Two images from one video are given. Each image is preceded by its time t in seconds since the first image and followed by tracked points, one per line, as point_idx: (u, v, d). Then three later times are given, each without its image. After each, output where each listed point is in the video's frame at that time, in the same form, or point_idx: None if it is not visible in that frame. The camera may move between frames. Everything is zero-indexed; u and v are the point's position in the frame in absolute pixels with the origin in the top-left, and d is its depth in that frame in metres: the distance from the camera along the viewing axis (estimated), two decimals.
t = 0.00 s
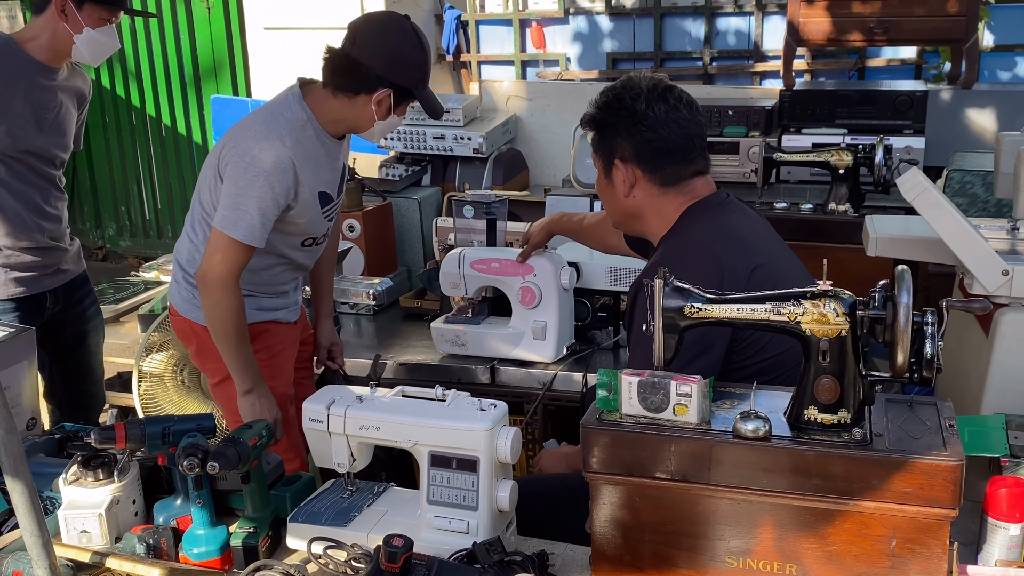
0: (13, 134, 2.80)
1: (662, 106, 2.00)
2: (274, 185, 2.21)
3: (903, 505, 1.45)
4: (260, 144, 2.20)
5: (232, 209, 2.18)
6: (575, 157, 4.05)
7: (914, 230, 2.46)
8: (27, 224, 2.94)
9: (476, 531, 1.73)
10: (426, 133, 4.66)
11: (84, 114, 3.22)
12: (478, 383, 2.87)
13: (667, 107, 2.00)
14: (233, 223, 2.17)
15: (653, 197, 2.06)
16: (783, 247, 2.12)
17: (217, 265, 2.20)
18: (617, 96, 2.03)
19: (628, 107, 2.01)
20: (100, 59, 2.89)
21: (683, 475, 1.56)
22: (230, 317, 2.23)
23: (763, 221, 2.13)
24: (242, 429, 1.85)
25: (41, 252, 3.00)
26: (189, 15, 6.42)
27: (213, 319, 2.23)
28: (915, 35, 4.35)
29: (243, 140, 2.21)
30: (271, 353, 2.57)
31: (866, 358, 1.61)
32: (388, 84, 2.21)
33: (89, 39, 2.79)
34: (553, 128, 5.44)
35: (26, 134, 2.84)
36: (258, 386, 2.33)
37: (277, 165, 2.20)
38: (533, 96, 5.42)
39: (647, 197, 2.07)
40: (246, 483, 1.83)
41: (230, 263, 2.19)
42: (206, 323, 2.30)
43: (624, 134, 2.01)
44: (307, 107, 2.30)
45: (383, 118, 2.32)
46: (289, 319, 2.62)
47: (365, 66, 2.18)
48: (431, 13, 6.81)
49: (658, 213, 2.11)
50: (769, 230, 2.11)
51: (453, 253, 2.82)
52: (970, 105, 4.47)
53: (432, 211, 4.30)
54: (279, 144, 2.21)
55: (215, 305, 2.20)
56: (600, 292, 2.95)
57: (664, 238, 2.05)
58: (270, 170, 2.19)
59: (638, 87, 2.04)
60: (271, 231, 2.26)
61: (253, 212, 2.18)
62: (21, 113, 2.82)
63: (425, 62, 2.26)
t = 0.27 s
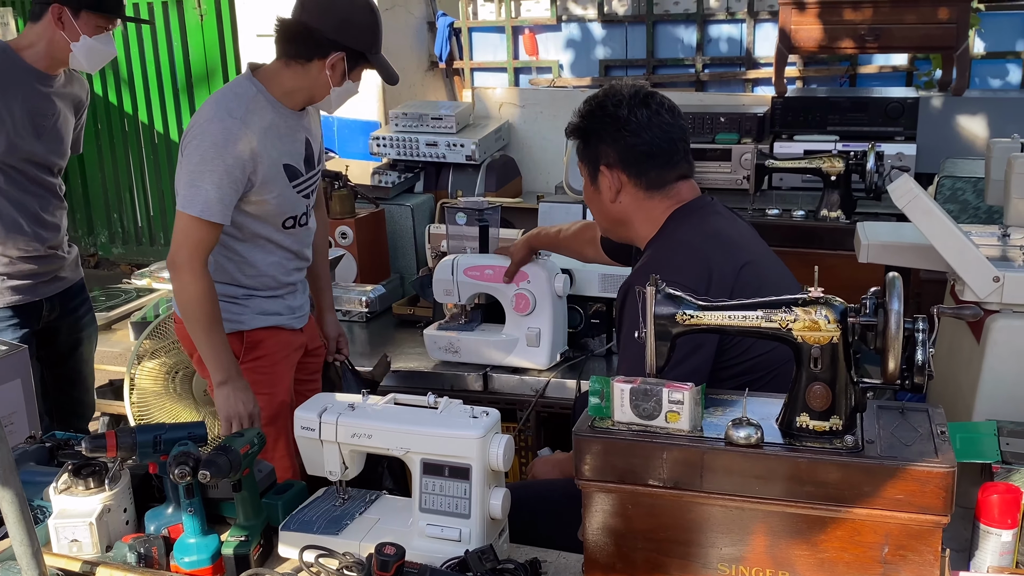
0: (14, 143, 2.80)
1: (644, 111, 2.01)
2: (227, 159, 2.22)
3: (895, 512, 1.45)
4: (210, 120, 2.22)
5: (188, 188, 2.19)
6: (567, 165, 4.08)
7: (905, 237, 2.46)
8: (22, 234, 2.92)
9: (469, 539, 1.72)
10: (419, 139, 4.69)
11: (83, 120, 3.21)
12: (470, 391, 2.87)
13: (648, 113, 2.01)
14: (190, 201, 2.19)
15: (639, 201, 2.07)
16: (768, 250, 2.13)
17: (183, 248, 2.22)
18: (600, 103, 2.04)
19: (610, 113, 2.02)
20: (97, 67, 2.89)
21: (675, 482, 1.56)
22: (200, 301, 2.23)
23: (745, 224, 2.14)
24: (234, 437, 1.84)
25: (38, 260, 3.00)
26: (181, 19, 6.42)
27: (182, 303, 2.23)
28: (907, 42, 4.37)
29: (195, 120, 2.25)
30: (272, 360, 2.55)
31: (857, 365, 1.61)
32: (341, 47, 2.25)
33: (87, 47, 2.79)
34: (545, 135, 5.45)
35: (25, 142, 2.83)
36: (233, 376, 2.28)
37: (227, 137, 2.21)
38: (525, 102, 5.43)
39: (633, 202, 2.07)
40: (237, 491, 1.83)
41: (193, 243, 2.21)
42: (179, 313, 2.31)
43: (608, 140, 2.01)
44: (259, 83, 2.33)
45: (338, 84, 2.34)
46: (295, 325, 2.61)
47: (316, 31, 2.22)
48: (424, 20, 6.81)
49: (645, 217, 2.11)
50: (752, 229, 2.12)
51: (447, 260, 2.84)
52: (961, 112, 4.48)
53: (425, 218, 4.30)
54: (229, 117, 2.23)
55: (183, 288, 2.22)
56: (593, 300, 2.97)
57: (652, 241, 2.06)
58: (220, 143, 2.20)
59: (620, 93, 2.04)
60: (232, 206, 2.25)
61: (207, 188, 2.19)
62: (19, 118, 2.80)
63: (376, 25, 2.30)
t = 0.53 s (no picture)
0: (3, 158, 2.79)
1: (635, 118, 2.01)
2: (207, 158, 2.21)
3: (889, 517, 1.45)
4: (187, 120, 2.23)
5: (171, 189, 2.20)
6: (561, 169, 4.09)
7: (899, 242, 2.47)
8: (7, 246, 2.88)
9: (463, 545, 1.72)
10: (413, 144, 4.70)
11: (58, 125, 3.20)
12: (464, 396, 2.89)
13: (639, 119, 2.01)
14: (174, 201, 2.19)
15: (632, 208, 2.07)
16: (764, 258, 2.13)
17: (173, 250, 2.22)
18: (591, 111, 2.04)
19: (601, 121, 2.02)
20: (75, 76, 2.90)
21: (669, 488, 1.56)
22: (193, 303, 2.23)
23: (742, 232, 2.15)
24: (228, 443, 1.84)
25: (22, 272, 2.96)
26: (175, 24, 6.43)
27: (175, 306, 2.23)
28: (900, 47, 4.39)
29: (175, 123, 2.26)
30: (269, 367, 2.54)
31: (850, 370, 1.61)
32: (315, 38, 2.27)
33: (65, 56, 2.80)
34: (540, 140, 5.45)
35: (7, 153, 2.81)
36: (229, 378, 2.26)
37: (205, 135, 2.21)
38: (520, 107, 5.43)
39: (626, 210, 2.08)
40: (232, 498, 1.82)
41: (180, 244, 2.20)
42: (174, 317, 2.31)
43: (600, 149, 2.02)
44: (236, 81, 2.34)
45: (315, 76, 2.35)
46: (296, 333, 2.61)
47: (290, 24, 2.24)
48: (419, 26, 6.83)
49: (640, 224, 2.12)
50: (747, 237, 2.13)
51: (452, 267, 2.84)
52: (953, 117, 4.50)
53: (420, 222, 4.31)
54: (205, 115, 2.23)
55: (174, 290, 2.21)
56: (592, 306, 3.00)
57: (646, 248, 2.06)
58: (198, 141, 2.20)
59: (610, 101, 2.05)
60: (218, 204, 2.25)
61: (190, 187, 2.19)
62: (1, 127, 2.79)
63: (348, 15, 2.31)
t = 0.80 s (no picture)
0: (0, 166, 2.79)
1: (629, 126, 2.01)
2: (193, 161, 2.21)
3: (882, 521, 1.45)
4: (172, 124, 2.22)
5: (159, 194, 2.20)
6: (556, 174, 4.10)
7: (892, 246, 2.48)
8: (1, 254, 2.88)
9: (457, 550, 1.72)
10: (407, 149, 4.70)
11: (58, 133, 3.20)
12: (459, 400, 2.92)
13: (634, 127, 2.01)
14: (162, 206, 2.19)
15: (632, 218, 2.08)
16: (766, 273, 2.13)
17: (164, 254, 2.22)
18: (584, 121, 2.04)
19: (595, 131, 2.02)
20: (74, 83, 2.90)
21: (662, 492, 1.56)
22: (186, 307, 2.22)
23: (746, 246, 2.15)
24: (221, 449, 1.84)
25: (14, 280, 2.97)
26: (169, 31, 6.45)
27: (167, 310, 2.23)
28: (892, 52, 4.41)
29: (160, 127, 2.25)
30: (270, 371, 2.54)
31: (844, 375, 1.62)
32: (294, 35, 2.28)
33: (65, 64, 2.79)
34: (534, 144, 5.46)
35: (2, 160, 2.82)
36: (225, 382, 2.26)
37: (189, 138, 2.20)
38: (514, 111, 5.44)
39: (626, 220, 2.08)
40: (225, 503, 1.82)
41: (171, 247, 2.21)
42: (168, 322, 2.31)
43: (596, 159, 2.02)
44: (219, 82, 2.33)
45: (297, 74, 2.35)
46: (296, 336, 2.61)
47: (269, 22, 2.25)
48: (413, 30, 6.83)
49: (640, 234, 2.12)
50: (749, 251, 2.13)
51: (478, 273, 2.89)
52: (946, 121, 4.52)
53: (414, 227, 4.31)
54: (189, 118, 2.22)
55: (166, 295, 2.21)
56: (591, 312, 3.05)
57: (646, 258, 2.07)
58: (182, 144, 2.20)
59: (604, 109, 2.05)
60: (207, 207, 2.25)
61: (178, 191, 2.19)
62: None
63: (327, 11, 2.33)
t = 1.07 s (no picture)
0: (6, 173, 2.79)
1: (624, 131, 2.01)
2: (185, 170, 2.20)
3: (873, 522, 1.45)
4: (161, 133, 2.21)
5: (152, 204, 2.19)
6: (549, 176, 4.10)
7: (884, 248, 2.48)
8: None
9: (449, 552, 1.72)
10: (401, 151, 4.70)
11: (69, 145, 3.20)
12: (452, 402, 2.92)
13: (630, 132, 2.01)
14: (156, 215, 2.18)
15: (631, 225, 2.08)
16: (769, 278, 2.12)
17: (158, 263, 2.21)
18: (579, 128, 2.04)
19: (590, 137, 2.02)
20: (94, 94, 2.89)
21: (654, 493, 1.56)
22: (183, 314, 2.22)
23: (750, 252, 2.14)
24: (212, 451, 1.83)
25: (16, 282, 2.95)
26: (162, 33, 6.44)
27: (161, 318, 2.22)
28: (884, 54, 4.42)
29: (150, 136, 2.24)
30: (268, 371, 2.54)
31: (835, 376, 1.62)
32: (280, 37, 2.26)
33: (85, 76, 2.79)
34: (528, 146, 5.46)
35: (11, 166, 2.81)
36: (222, 390, 2.25)
37: (180, 147, 2.20)
38: (507, 114, 5.44)
39: (625, 227, 2.08)
40: (216, 506, 1.81)
41: (165, 256, 2.20)
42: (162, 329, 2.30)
43: (592, 166, 2.02)
44: (207, 88, 2.32)
45: (283, 76, 2.34)
46: (291, 337, 2.61)
47: (254, 24, 2.23)
48: (406, 32, 6.84)
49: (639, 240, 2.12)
50: (751, 258, 2.13)
51: (489, 277, 2.91)
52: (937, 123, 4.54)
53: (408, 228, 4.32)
54: (178, 126, 2.21)
55: (161, 303, 2.20)
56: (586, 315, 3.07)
57: (647, 267, 2.10)
58: (173, 154, 2.19)
59: (598, 115, 2.05)
60: (201, 214, 2.24)
61: (171, 201, 2.19)
62: (7, 140, 2.79)
63: (314, 12, 2.31)
